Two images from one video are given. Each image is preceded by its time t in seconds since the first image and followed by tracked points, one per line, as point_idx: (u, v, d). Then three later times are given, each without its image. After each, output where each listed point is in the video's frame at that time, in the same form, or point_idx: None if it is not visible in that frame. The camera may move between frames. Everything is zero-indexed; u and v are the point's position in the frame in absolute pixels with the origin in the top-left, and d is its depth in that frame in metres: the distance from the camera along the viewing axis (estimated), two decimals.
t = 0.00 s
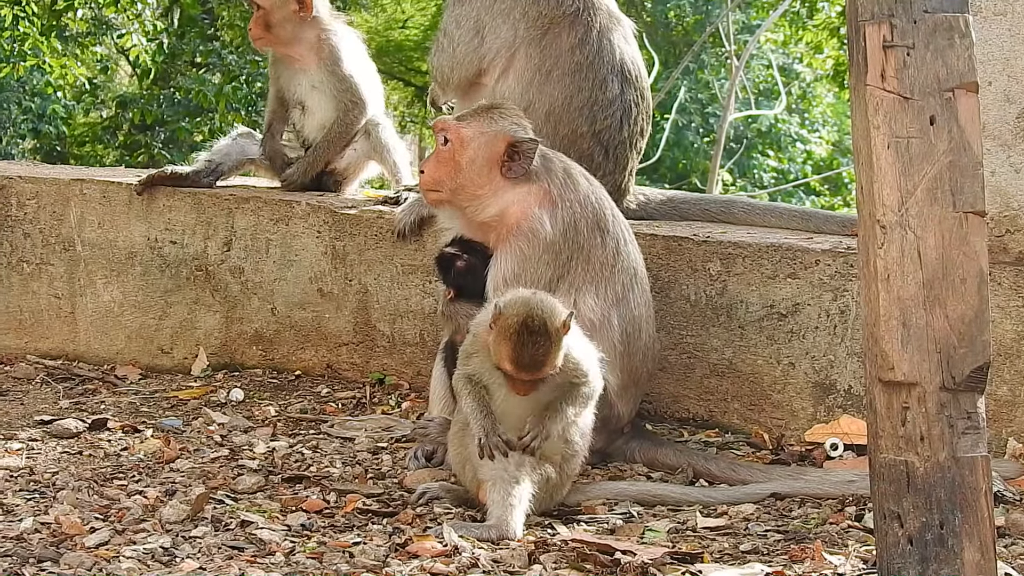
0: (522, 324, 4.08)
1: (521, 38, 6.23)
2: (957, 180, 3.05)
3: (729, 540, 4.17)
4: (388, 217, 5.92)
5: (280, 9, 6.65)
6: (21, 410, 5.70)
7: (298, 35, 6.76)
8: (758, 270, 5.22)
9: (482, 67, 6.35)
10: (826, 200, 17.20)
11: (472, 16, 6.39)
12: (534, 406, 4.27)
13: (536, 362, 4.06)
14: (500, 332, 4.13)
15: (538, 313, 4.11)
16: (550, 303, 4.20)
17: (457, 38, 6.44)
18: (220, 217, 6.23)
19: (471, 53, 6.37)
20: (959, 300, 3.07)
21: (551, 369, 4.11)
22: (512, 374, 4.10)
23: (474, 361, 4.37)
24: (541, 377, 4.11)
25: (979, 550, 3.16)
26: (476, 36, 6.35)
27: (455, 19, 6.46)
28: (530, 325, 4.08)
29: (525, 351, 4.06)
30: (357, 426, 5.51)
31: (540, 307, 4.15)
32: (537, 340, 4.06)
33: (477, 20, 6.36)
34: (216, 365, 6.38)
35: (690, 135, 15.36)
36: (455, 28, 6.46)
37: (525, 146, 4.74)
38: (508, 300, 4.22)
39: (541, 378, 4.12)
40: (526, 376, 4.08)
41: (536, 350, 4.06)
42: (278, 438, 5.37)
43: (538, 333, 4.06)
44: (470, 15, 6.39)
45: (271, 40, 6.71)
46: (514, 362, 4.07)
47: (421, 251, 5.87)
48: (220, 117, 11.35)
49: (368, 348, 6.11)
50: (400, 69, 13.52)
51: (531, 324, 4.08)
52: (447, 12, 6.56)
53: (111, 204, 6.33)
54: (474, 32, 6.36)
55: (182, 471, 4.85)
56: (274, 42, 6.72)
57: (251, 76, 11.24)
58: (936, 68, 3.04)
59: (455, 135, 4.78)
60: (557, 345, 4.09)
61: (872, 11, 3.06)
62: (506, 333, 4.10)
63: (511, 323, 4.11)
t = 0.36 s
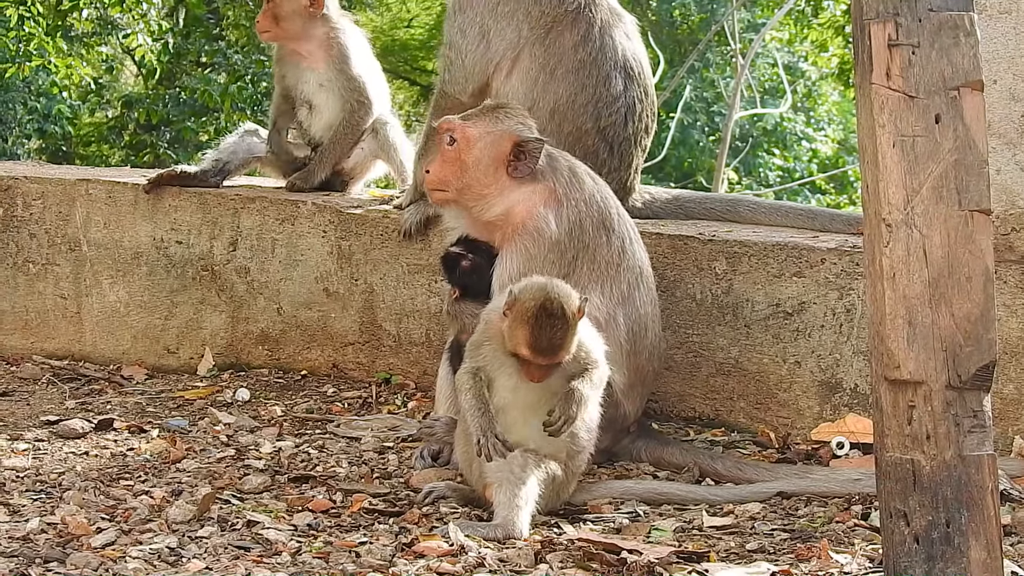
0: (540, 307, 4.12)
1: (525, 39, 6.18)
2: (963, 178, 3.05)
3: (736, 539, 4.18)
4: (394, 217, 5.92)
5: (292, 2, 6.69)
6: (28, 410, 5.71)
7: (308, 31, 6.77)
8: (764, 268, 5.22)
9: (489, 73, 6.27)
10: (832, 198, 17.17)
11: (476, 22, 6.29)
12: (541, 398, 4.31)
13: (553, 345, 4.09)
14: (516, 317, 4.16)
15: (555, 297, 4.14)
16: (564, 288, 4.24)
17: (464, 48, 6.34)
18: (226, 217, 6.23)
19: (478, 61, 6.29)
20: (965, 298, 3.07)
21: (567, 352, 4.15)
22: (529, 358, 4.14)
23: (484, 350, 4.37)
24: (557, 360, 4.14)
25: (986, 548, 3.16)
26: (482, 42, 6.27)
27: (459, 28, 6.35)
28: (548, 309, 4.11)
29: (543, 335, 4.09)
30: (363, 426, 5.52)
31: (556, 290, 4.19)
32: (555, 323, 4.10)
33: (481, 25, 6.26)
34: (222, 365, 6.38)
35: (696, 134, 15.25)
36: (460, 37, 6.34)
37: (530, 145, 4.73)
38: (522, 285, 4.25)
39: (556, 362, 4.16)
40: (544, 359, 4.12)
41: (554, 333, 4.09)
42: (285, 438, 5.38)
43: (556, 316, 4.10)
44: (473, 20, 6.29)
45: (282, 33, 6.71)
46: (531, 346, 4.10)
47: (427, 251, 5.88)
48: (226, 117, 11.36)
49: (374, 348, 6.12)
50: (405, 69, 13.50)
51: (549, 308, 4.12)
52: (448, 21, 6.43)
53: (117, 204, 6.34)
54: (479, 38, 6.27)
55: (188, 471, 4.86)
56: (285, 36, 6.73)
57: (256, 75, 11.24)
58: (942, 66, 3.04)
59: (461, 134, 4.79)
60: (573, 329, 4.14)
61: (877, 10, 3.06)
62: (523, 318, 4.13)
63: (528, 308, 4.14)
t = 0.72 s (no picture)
0: (557, 308, 4.13)
1: (529, 41, 6.20)
2: (969, 178, 3.05)
3: (742, 540, 4.17)
4: (400, 218, 5.93)
5: (306, 2, 6.74)
6: (34, 412, 5.72)
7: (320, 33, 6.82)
8: (770, 269, 5.22)
9: (495, 75, 6.29)
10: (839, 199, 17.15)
11: (480, 24, 6.30)
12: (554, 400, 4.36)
13: (568, 346, 4.11)
14: (531, 318, 4.17)
15: (571, 298, 4.16)
16: (579, 291, 4.26)
17: (469, 51, 6.35)
18: (231, 218, 6.24)
19: (483, 63, 6.30)
20: (971, 299, 3.07)
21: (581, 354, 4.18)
22: (543, 358, 4.15)
23: (495, 353, 4.39)
24: (572, 362, 4.16)
25: (992, 549, 3.16)
26: (487, 44, 6.28)
27: (463, 32, 6.35)
28: (563, 309, 4.13)
29: (558, 335, 4.10)
30: (369, 427, 5.52)
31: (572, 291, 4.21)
32: (571, 324, 4.11)
33: (486, 28, 6.28)
34: (228, 366, 6.39)
35: (702, 134, 15.31)
36: (464, 41, 6.35)
37: (537, 146, 4.74)
38: (538, 286, 4.26)
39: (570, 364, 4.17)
40: (558, 360, 4.13)
41: (569, 334, 4.11)
42: (290, 439, 5.38)
43: (571, 317, 4.12)
44: (477, 23, 6.30)
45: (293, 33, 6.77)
46: (546, 346, 4.12)
47: (433, 252, 5.89)
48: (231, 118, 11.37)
49: (380, 349, 6.12)
50: (411, 70, 13.50)
51: (565, 309, 4.13)
52: (452, 24, 6.44)
53: (123, 205, 6.35)
54: (484, 40, 6.29)
55: (194, 472, 4.87)
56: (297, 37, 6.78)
57: (262, 76, 11.23)
58: (947, 66, 3.04)
59: (469, 136, 4.79)
60: (588, 331, 4.15)
61: (883, 10, 3.07)
62: (538, 319, 4.14)
63: (544, 308, 4.15)
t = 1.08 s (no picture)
0: (551, 297, 4.13)
1: (537, 41, 6.18)
2: (975, 179, 3.05)
3: (748, 540, 4.18)
4: (405, 218, 5.94)
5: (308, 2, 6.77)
6: (40, 412, 5.73)
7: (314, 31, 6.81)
8: (776, 269, 5.22)
9: (502, 75, 6.26)
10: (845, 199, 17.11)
11: (488, 24, 6.27)
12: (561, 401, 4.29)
13: (563, 335, 4.09)
14: (527, 309, 4.17)
15: (567, 288, 4.16)
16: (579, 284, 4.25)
17: (476, 52, 6.31)
18: (237, 218, 6.25)
19: (490, 63, 6.27)
20: (977, 299, 3.07)
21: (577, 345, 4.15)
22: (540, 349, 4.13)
23: (499, 352, 4.36)
24: (568, 352, 4.14)
25: (998, 549, 3.16)
26: (494, 45, 6.25)
27: (470, 32, 6.31)
28: (558, 298, 4.13)
29: (552, 323, 4.09)
30: (375, 427, 5.53)
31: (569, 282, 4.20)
32: (565, 313, 4.11)
33: (493, 28, 6.25)
34: (234, 366, 6.40)
35: (707, 134, 15.31)
36: (471, 41, 6.32)
37: (560, 147, 4.73)
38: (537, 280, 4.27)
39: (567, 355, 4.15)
40: (553, 349, 4.11)
41: (563, 322, 4.09)
42: (296, 439, 5.39)
43: (566, 305, 4.11)
44: (485, 23, 6.27)
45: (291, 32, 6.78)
46: (541, 336, 4.10)
47: (439, 252, 5.89)
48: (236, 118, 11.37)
49: (386, 349, 6.13)
50: (417, 70, 13.49)
51: (560, 298, 4.13)
52: (459, 23, 6.40)
53: (129, 206, 6.36)
54: (492, 40, 6.25)
55: (200, 472, 4.88)
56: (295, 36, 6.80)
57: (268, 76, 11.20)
58: (953, 67, 3.04)
59: (502, 139, 4.74)
60: (585, 321, 4.14)
61: (889, 10, 3.06)
62: (534, 308, 4.14)
63: (539, 298, 4.15)
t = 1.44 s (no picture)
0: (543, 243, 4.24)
1: (543, 43, 6.21)
2: (979, 180, 3.05)
3: (752, 541, 4.18)
4: (410, 219, 5.94)
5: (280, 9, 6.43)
6: (45, 413, 5.74)
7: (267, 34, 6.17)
8: (780, 270, 5.22)
9: (507, 78, 6.31)
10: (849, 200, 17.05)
11: (494, 27, 6.31)
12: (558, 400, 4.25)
13: (545, 263, 4.14)
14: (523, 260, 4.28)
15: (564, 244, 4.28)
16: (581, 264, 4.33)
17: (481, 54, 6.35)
18: (242, 220, 6.26)
19: (495, 66, 6.32)
20: (981, 301, 3.06)
21: (552, 283, 4.14)
22: (524, 285, 4.16)
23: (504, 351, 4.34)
24: (542, 286, 4.14)
25: (1003, 550, 3.15)
26: (499, 47, 6.30)
27: (476, 35, 6.36)
28: (549, 241, 4.24)
29: (537, 254, 4.18)
30: (379, 428, 5.53)
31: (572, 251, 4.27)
32: (553, 249, 4.19)
33: (499, 31, 6.29)
34: (238, 367, 6.41)
35: (712, 135, 15.31)
36: (477, 43, 6.36)
37: (560, 149, 4.71)
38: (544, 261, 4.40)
39: (548, 292, 4.13)
40: (528, 277, 4.15)
41: (547, 253, 4.17)
42: (301, 441, 5.39)
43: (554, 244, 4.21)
44: (490, 25, 6.31)
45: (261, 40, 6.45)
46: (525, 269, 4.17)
47: (443, 253, 5.90)
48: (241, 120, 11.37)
49: (390, 350, 6.13)
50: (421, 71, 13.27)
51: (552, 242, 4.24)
52: (463, 26, 6.44)
53: (133, 207, 6.37)
54: (497, 43, 6.30)
55: (204, 474, 4.88)
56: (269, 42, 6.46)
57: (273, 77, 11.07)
58: (958, 68, 3.04)
59: (494, 139, 4.71)
60: (570, 264, 4.17)
61: (893, 11, 3.06)
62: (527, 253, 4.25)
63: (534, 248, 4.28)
